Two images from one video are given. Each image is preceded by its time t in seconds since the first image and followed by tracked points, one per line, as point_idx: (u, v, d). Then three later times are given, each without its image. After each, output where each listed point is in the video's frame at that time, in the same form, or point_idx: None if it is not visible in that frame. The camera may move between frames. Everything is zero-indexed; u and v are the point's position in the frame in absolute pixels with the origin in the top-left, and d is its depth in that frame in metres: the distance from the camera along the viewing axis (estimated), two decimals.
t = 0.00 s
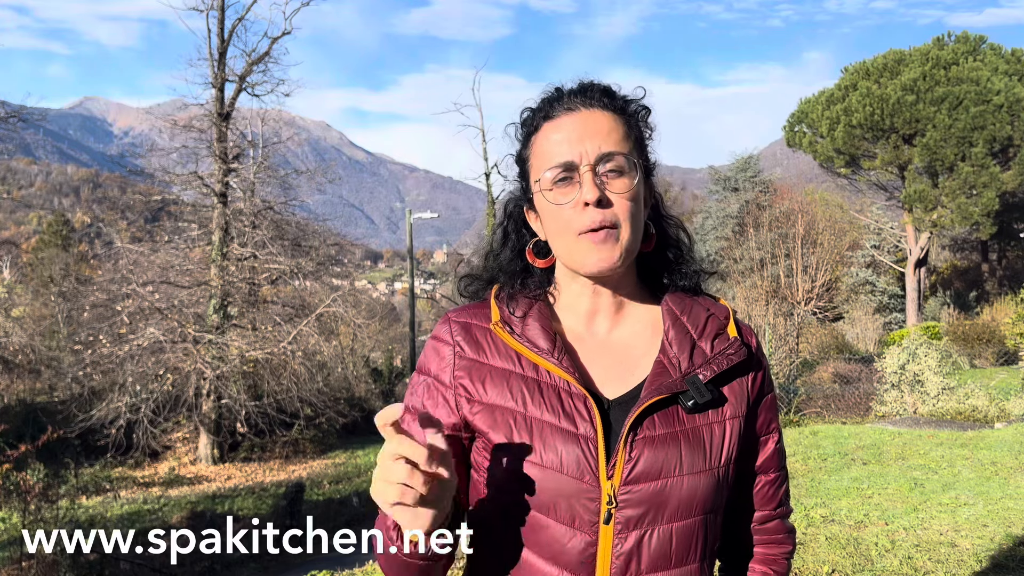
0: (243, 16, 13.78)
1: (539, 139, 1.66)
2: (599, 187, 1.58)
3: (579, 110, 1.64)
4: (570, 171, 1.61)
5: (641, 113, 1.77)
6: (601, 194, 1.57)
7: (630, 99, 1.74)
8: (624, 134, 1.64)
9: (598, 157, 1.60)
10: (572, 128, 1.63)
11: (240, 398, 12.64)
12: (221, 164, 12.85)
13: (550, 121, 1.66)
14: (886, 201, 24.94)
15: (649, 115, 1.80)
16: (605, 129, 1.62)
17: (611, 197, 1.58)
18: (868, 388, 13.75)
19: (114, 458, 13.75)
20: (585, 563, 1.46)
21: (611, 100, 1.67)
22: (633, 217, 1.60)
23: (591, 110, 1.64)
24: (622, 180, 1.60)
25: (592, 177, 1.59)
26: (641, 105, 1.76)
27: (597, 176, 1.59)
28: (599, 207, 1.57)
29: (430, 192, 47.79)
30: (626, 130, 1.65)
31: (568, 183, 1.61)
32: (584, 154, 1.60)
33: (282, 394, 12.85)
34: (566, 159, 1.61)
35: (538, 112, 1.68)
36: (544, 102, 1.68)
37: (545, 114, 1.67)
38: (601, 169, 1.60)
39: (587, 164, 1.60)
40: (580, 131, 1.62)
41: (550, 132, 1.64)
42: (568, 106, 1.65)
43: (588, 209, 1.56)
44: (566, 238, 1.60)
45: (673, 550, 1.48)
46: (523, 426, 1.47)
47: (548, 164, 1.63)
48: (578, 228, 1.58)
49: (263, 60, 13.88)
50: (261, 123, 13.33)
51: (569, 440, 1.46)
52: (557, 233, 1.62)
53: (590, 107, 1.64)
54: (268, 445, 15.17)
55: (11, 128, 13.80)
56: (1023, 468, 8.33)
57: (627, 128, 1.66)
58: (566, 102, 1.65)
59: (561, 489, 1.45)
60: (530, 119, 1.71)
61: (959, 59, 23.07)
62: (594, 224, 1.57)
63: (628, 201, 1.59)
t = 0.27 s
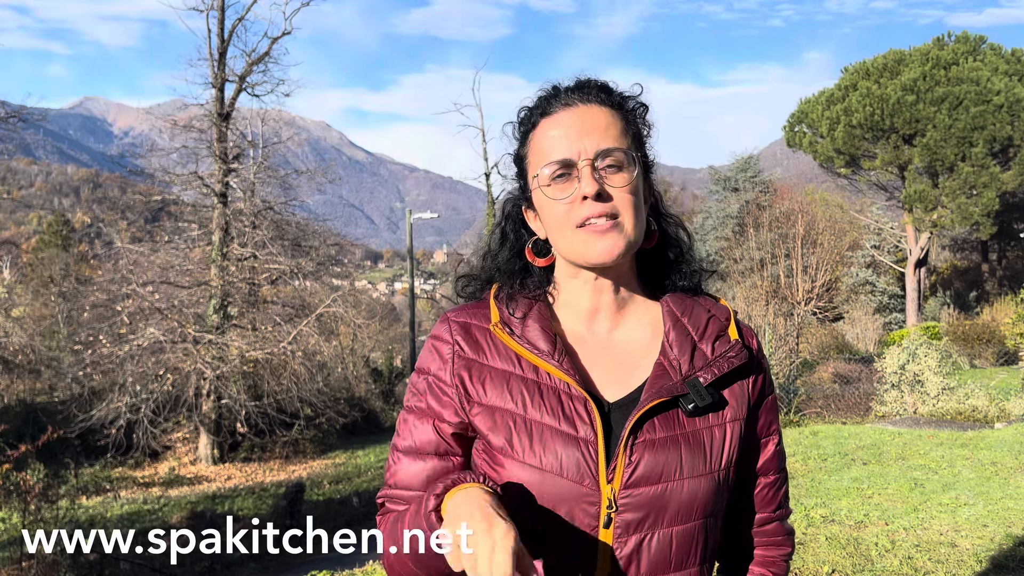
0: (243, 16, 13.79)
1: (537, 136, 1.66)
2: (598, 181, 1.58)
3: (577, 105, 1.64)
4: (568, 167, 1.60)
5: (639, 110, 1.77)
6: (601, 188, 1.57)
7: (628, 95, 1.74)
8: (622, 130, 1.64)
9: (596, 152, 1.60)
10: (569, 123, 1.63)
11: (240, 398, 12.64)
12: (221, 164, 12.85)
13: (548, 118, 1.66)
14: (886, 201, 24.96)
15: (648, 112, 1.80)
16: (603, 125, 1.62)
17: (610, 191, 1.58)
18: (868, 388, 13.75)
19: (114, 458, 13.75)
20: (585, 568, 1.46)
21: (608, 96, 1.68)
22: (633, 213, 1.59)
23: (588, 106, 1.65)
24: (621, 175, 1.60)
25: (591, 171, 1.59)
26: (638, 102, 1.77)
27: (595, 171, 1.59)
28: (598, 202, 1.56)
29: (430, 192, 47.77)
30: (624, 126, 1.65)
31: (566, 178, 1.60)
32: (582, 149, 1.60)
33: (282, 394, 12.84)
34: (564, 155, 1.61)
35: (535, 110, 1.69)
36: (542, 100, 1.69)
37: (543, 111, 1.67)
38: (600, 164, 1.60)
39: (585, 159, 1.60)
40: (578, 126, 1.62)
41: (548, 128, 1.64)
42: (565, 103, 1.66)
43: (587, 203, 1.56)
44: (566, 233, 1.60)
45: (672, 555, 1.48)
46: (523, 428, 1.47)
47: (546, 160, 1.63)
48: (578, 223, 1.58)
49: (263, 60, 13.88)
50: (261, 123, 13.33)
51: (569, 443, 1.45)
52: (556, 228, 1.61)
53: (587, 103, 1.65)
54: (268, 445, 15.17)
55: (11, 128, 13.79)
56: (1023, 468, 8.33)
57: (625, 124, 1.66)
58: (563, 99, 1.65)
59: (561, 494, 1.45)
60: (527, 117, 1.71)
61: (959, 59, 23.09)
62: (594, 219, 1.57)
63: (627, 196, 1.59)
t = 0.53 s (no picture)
0: (243, 16, 13.80)
1: (533, 137, 1.66)
2: (596, 183, 1.58)
3: (573, 106, 1.64)
4: (565, 168, 1.61)
5: (635, 109, 1.76)
6: (599, 190, 1.57)
7: (624, 94, 1.74)
8: (618, 130, 1.64)
9: (593, 153, 1.60)
10: (566, 123, 1.63)
11: (240, 398, 12.64)
12: (221, 164, 12.86)
13: (544, 118, 1.65)
14: (886, 201, 24.96)
15: (643, 110, 1.80)
16: (600, 124, 1.62)
17: (608, 193, 1.58)
18: (868, 388, 13.75)
19: (114, 458, 13.75)
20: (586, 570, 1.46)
21: (604, 96, 1.68)
22: (632, 214, 1.59)
23: (584, 105, 1.64)
24: (618, 175, 1.60)
25: (588, 173, 1.59)
26: (634, 100, 1.76)
27: (592, 172, 1.59)
28: (596, 203, 1.57)
29: (430, 192, 47.74)
30: (620, 125, 1.65)
31: (563, 180, 1.61)
32: (580, 150, 1.60)
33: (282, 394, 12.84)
34: (561, 156, 1.61)
35: (531, 110, 1.68)
36: (537, 100, 1.68)
37: (539, 111, 1.66)
38: (597, 165, 1.60)
39: (582, 161, 1.60)
40: (574, 126, 1.62)
41: (544, 129, 1.64)
42: (561, 102, 1.65)
43: (585, 205, 1.57)
44: (564, 235, 1.60)
45: (673, 557, 1.48)
46: (522, 432, 1.47)
47: (543, 162, 1.63)
48: (576, 225, 1.58)
49: (263, 60, 13.89)
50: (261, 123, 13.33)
51: (568, 445, 1.46)
52: (554, 231, 1.62)
53: (583, 103, 1.64)
54: (268, 445, 15.17)
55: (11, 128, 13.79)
56: (1023, 468, 8.33)
57: (621, 123, 1.66)
58: (559, 99, 1.65)
59: (560, 497, 1.45)
60: (523, 117, 1.71)
61: (959, 59, 23.10)
62: (592, 220, 1.57)
63: (626, 197, 1.59)
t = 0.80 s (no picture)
0: (243, 16, 13.81)
1: (531, 138, 1.66)
2: (594, 185, 1.58)
3: (570, 108, 1.64)
4: (562, 171, 1.61)
5: (633, 108, 1.76)
6: (596, 193, 1.57)
7: (622, 94, 1.74)
8: (617, 131, 1.64)
9: (591, 154, 1.60)
10: (563, 125, 1.63)
11: (240, 398, 12.64)
12: (221, 164, 12.87)
13: (542, 119, 1.65)
14: (886, 201, 24.97)
15: (642, 110, 1.80)
16: (597, 126, 1.62)
17: (606, 196, 1.58)
18: (868, 388, 13.75)
19: (114, 458, 13.75)
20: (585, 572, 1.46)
21: (602, 96, 1.68)
22: (628, 215, 1.60)
23: (583, 106, 1.64)
24: (617, 177, 1.60)
25: (587, 175, 1.59)
26: (632, 100, 1.76)
27: (591, 175, 1.59)
28: (594, 206, 1.56)
29: (430, 192, 47.73)
30: (619, 125, 1.65)
31: (561, 182, 1.61)
32: (578, 152, 1.60)
33: (282, 394, 12.84)
34: (559, 157, 1.61)
35: (528, 111, 1.68)
36: (534, 100, 1.68)
37: (536, 111, 1.66)
38: (594, 168, 1.60)
39: (580, 163, 1.60)
40: (572, 128, 1.62)
41: (542, 130, 1.64)
42: (558, 103, 1.65)
43: (583, 207, 1.56)
44: (563, 237, 1.59)
45: (672, 557, 1.48)
46: (520, 433, 1.47)
47: (541, 163, 1.63)
48: (573, 227, 1.58)
49: (263, 60, 13.90)
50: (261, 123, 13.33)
51: (566, 447, 1.46)
52: (552, 233, 1.62)
53: (580, 104, 1.64)
54: (268, 445, 15.18)
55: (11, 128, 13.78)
56: (1023, 468, 8.33)
57: (618, 123, 1.66)
58: (557, 99, 1.65)
59: (558, 498, 1.45)
60: (520, 117, 1.71)
61: (959, 59, 23.10)
62: (590, 223, 1.57)
63: (623, 199, 1.59)
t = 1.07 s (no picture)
0: (243, 17, 13.81)
1: (533, 139, 1.66)
2: (595, 187, 1.58)
3: (572, 109, 1.64)
4: (564, 172, 1.61)
5: (635, 109, 1.76)
6: (598, 195, 1.57)
7: (623, 94, 1.74)
8: (618, 132, 1.64)
9: (592, 156, 1.60)
10: (565, 126, 1.62)
11: (240, 398, 12.64)
12: (221, 164, 12.87)
13: (543, 120, 1.65)
14: (886, 201, 24.99)
15: (643, 110, 1.80)
16: (599, 127, 1.62)
17: (607, 197, 1.58)
18: (868, 388, 13.75)
19: (114, 458, 13.75)
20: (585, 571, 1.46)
21: (604, 96, 1.67)
22: (629, 217, 1.60)
23: (584, 107, 1.64)
24: (618, 178, 1.60)
25: (588, 178, 1.59)
26: (634, 100, 1.76)
27: (592, 177, 1.59)
28: (594, 208, 1.57)
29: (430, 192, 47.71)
30: (620, 126, 1.65)
31: (562, 183, 1.61)
32: (579, 154, 1.60)
33: (282, 394, 12.84)
34: (561, 159, 1.61)
35: (530, 111, 1.68)
36: (535, 101, 1.68)
37: (538, 112, 1.66)
38: (596, 169, 1.60)
39: (581, 164, 1.60)
40: (573, 129, 1.62)
41: (544, 130, 1.64)
42: (560, 104, 1.65)
43: (584, 210, 1.56)
44: (563, 238, 1.60)
45: (671, 556, 1.48)
46: (520, 433, 1.47)
47: (543, 165, 1.63)
48: (574, 229, 1.58)
49: (263, 60, 13.90)
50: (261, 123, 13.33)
51: (566, 447, 1.46)
52: (553, 235, 1.62)
53: (582, 105, 1.64)
54: (268, 445, 15.18)
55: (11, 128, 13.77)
56: (1023, 468, 8.33)
57: (620, 124, 1.66)
58: (559, 100, 1.65)
59: (558, 498, 1.45)
60: (521, 118, 1.71)
61: (959, 59, 23.10)
62: (590, 226, 1.57)
63: (624, 200, 1.59)
